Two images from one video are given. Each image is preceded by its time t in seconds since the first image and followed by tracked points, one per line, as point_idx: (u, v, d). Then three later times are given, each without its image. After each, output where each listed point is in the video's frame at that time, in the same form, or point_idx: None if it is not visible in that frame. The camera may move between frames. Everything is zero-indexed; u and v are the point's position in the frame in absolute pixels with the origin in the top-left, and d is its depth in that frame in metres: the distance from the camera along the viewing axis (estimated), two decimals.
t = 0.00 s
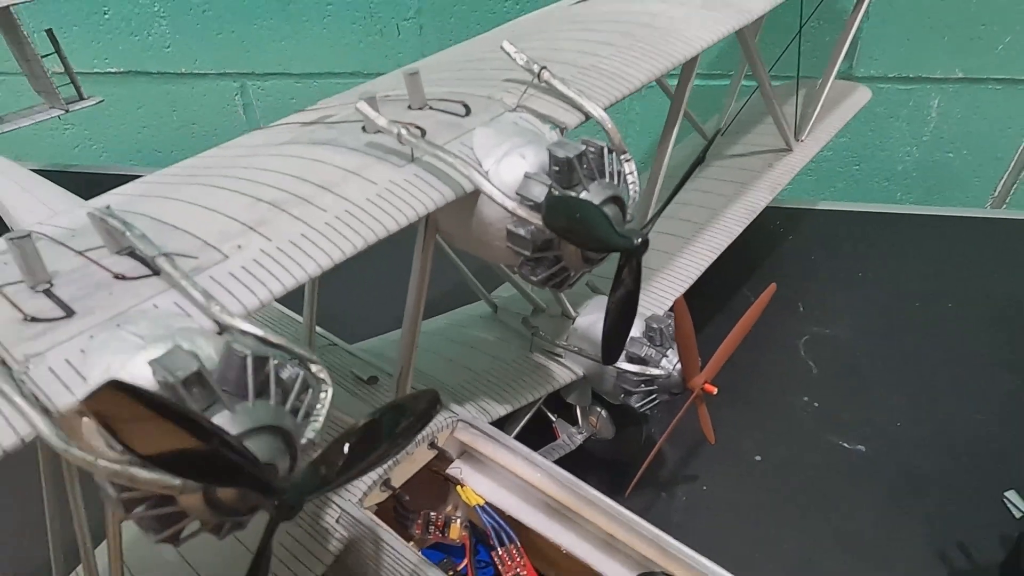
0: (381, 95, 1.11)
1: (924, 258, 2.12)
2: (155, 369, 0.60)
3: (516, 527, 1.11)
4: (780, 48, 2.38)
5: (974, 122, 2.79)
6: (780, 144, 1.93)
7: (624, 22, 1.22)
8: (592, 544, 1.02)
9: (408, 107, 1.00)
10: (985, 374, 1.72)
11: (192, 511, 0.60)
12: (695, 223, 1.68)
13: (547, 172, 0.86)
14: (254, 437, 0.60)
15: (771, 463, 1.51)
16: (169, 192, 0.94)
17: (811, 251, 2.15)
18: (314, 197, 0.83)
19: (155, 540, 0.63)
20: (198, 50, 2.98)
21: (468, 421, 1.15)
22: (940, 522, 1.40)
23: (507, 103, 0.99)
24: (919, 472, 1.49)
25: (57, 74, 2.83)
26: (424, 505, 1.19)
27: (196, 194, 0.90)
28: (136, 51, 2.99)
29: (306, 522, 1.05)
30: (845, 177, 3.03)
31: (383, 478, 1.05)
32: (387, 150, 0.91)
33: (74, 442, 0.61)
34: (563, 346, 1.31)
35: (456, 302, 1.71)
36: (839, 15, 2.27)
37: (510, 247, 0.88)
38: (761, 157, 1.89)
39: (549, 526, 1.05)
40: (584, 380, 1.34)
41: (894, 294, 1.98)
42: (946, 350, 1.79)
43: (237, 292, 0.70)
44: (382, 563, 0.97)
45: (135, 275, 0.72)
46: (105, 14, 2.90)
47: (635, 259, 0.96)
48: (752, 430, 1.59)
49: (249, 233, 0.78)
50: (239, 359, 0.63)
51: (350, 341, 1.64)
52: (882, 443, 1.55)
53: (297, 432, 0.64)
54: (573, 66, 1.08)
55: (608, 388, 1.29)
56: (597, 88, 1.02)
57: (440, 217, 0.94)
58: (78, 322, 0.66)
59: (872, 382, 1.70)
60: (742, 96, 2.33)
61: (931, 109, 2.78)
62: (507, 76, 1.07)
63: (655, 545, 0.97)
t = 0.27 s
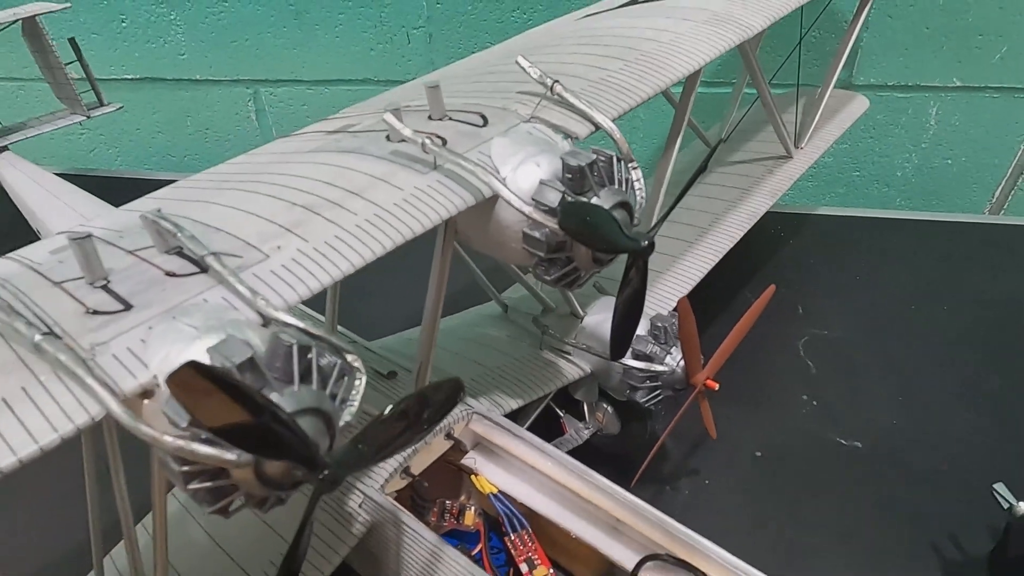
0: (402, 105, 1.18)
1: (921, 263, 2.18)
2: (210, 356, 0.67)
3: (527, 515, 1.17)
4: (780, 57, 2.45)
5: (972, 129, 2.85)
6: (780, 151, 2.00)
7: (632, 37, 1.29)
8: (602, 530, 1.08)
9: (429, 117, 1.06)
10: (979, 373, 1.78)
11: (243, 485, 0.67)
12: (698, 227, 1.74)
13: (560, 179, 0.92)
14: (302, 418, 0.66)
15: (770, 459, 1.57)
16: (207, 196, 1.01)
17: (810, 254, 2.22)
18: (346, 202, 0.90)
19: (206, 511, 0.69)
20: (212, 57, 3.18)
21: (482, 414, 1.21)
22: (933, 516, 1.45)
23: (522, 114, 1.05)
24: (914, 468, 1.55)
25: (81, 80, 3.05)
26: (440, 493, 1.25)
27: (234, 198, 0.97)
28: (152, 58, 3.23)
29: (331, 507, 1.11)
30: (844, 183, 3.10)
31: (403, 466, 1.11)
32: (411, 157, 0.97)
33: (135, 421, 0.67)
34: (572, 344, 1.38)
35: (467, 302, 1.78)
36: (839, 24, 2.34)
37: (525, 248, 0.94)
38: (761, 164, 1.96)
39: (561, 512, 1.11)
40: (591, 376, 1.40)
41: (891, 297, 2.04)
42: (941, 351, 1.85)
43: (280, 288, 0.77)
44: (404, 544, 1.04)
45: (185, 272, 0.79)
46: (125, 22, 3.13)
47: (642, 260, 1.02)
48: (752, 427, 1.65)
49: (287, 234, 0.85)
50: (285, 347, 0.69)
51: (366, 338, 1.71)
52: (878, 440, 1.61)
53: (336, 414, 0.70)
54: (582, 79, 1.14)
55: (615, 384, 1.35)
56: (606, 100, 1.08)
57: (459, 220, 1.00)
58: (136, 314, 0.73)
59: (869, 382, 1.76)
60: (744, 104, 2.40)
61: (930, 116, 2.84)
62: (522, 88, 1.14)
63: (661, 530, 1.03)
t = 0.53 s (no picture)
0: (424, 122, 1.26)
1: (917, 270, 2.25)
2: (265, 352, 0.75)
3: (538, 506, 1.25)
4: (782, 71, 2.53)
5: (969, 140, 2.92)
6: (780, 163, 2.08)
7: (639, 57, 1.37)
8: (607, 518, 1.15)
9: (450, 133, 1.14)
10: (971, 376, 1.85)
11: (292, 467, 0.75)
12: (701, 236, 1.82)
13: (573, 193, 1.01)
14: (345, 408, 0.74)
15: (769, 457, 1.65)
16: (247, 206, 1.09)
17: (810, 261, 2.30)
18: (377, 213, 0.98)
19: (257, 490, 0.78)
20: (229, 69, 3.28)
21: (497, 411, 1.29)
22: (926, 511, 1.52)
23: (537, 132, 1.13)
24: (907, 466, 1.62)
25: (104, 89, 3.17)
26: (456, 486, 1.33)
27: (272, 209, 1.05)
28: (170, 69, 3.33)
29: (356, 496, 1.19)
30: (844, 193, 3.18)
31: (423, 459, 1.19)
32: (435, 172, 1.06)
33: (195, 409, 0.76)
34: (580, 346, 1.46)
35: (479, 307, 1.86)
36: (837, 39, 2.42)
37: (540, 257, 1.03)
38: (761, 175, 2.04)
39: (569, 502, 1.19)
40: (599, 376, 1.48)
41: (887, 304, 2.11)
42: (935, 355, 1.92)
43: (321, 291, 0.85)
44: (425, 529, 1.12)
45: (234, 277, 0.87)
46: (143, 34, 3.23)
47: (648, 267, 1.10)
48: (752, 427, 1.72)
49: (325, 243, 0.93)
50: (329, 344, 0.77)
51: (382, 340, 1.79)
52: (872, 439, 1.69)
53: (372, 404, 0.78)
54: (592, 98, 1.22)
55: (621, 384, 1.43)
56: (615, 118, 1.16)
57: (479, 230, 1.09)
58: (193, 315, 0.82)
59: (865, 384, 1.83)
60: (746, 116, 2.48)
61: (928, 128, 2.92)
62: (537, 107, 1.22)
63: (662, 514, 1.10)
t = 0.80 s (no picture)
0: (452, 128, 1.34)
1: (919, 273, 2.33)
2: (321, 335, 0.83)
3: (558, 491, 1.30)
4: (788, 79, 2.60)
5: (971, 147, 2.99)
6: (786, 169, 2.15)
7: (654, 67, 1.45)
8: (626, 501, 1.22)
9: (477, 139, 1.22)
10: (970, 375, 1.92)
11: (345, 440, 0.83)
12: (710, 238, 1.90)
13: (595, 194, 1.09)
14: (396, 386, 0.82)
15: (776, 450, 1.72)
16: (290, 205, 1.17)
17: (814, 264, 2.37)
18: (414, 212, 1.06)
19: (310, 462, 0.86)
20: (248, 77, 3.38)
21: (518, 400, 1.36)
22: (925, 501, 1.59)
23: (560, 137, 1.21)
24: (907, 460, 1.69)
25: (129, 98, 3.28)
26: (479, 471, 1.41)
27: (314, 208, 1.13)
28: (191, 76, 3.42)
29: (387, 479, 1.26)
30: (849, 199, 3.26)
31: (450, 445, 1.27)
32: (467, 175, 1.14)
33: (255, 387, 0.83)
34: (596, 341, 1.53)
35: (497, 305, 1.94)
36: (841, 50, 2.50)
37: (565, 253, 1.11)
38: (768, 180, 2.12)
39: (589, 487, 1.26)
40: (614, 370, 1.55)
41: (890, 305, 2.19)
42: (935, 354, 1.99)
43: (367, 283, 0.93)
44: (454, 509, 1.19)
45: (286, 270, 0.95)
46: (166, 43, 3.32)
47: (664, 264, 1.18)
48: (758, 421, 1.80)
49: (368, 239, 1.01)
50: (378, 329, 0.85)
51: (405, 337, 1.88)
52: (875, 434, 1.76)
53: (417, 384, 0.86)
54: (610, 106, 1.30)
55: (635, 377, 1.50)
56: (632, 125, 1.24)
57: (506, 229, 1.16)
58: (251, 303, 0.90)
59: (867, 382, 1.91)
60: (753, 123, 2.56)
61: (930, 135, 2.99)
62: (559, 115, 1.30)
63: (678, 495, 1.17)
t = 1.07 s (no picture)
0: (467, 133, 1.42)
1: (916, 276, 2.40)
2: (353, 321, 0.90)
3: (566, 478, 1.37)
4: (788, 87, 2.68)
5: (967, 154, 3.06)
6: (786, 174, 2.22)
7: (659, 76, 1.52)
8: (632, 486, 1.30)
9: (492, 143, 1.30)
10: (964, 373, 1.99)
11: (375, 418, 0.91)
12: (712, 240, 1.97)
13: (604, 194, 1.16)
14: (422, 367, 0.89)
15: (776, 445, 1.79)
16: (316, 204, 1.25)
17: (814, 266, 2.44)
18: (435, 211, 1.13)
19: (341, 439, 0.93)
20: (260, 84, 3.46)
21: (529, 391, 1.41)
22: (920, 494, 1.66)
23: (570, 142, 1.29)
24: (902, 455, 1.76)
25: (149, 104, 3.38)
26: (491, 460, 1.47)
27: (340, 206, 1.20)
28: (205, 84, 3.50)
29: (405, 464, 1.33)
30: (848, 204, 3.33)
31: (465, 432, 1.33)
32: (483, 176, 1.21)
33: (291, 368, 0.90)
34: (603, 337, 1.60)
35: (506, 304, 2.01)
36: (840, 59, 2.57)
37: (575, 249, 1.18)
38: (768, 185, 2.19)
39: (597, 474, 1.33)
40: (619, 365, 1.62)
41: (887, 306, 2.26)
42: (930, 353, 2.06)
43: (394, 275, 1.00)
44: (468, 491, 1.26)
45: (317, 263, 1.03)
46: (182, 52, 3.41)
47: (669, 260, 1.25)
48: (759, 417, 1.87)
49: (392, 235, 1.08)
50: (405, 316, 0.93)
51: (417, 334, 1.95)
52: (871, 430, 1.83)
53: (440, 367, 0.93)
54: (617, 113, 1.38)
55: (640, 370, 1.57)
56: (639, 130, 1.31)
57: (520, 228, 1.24)
58: (287, 293, 0.97)
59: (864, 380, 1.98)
60: (754, 130, 2.64)
61: (928, 143, 3.07)
62: (568, 120, 1.38)
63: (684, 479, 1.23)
